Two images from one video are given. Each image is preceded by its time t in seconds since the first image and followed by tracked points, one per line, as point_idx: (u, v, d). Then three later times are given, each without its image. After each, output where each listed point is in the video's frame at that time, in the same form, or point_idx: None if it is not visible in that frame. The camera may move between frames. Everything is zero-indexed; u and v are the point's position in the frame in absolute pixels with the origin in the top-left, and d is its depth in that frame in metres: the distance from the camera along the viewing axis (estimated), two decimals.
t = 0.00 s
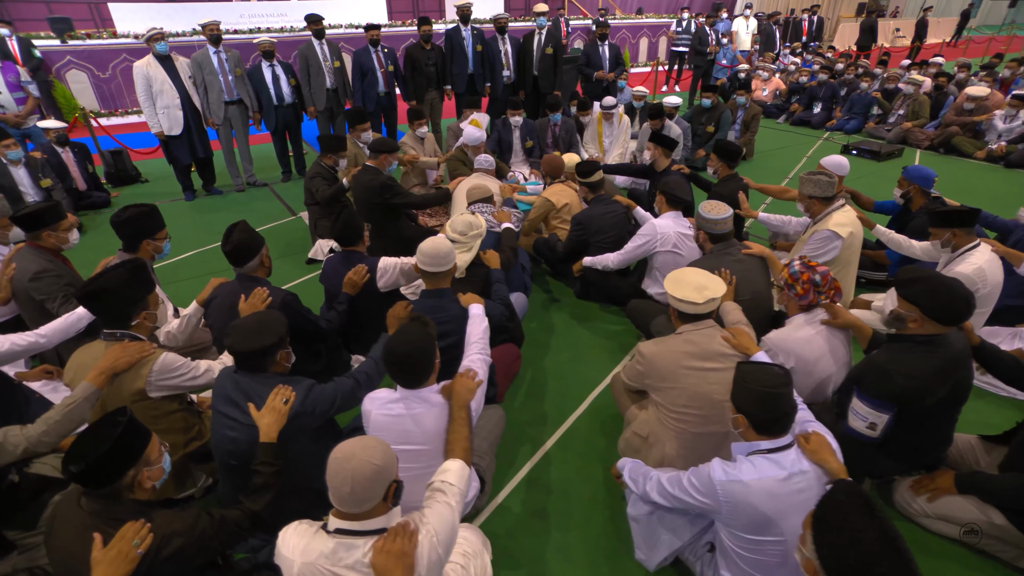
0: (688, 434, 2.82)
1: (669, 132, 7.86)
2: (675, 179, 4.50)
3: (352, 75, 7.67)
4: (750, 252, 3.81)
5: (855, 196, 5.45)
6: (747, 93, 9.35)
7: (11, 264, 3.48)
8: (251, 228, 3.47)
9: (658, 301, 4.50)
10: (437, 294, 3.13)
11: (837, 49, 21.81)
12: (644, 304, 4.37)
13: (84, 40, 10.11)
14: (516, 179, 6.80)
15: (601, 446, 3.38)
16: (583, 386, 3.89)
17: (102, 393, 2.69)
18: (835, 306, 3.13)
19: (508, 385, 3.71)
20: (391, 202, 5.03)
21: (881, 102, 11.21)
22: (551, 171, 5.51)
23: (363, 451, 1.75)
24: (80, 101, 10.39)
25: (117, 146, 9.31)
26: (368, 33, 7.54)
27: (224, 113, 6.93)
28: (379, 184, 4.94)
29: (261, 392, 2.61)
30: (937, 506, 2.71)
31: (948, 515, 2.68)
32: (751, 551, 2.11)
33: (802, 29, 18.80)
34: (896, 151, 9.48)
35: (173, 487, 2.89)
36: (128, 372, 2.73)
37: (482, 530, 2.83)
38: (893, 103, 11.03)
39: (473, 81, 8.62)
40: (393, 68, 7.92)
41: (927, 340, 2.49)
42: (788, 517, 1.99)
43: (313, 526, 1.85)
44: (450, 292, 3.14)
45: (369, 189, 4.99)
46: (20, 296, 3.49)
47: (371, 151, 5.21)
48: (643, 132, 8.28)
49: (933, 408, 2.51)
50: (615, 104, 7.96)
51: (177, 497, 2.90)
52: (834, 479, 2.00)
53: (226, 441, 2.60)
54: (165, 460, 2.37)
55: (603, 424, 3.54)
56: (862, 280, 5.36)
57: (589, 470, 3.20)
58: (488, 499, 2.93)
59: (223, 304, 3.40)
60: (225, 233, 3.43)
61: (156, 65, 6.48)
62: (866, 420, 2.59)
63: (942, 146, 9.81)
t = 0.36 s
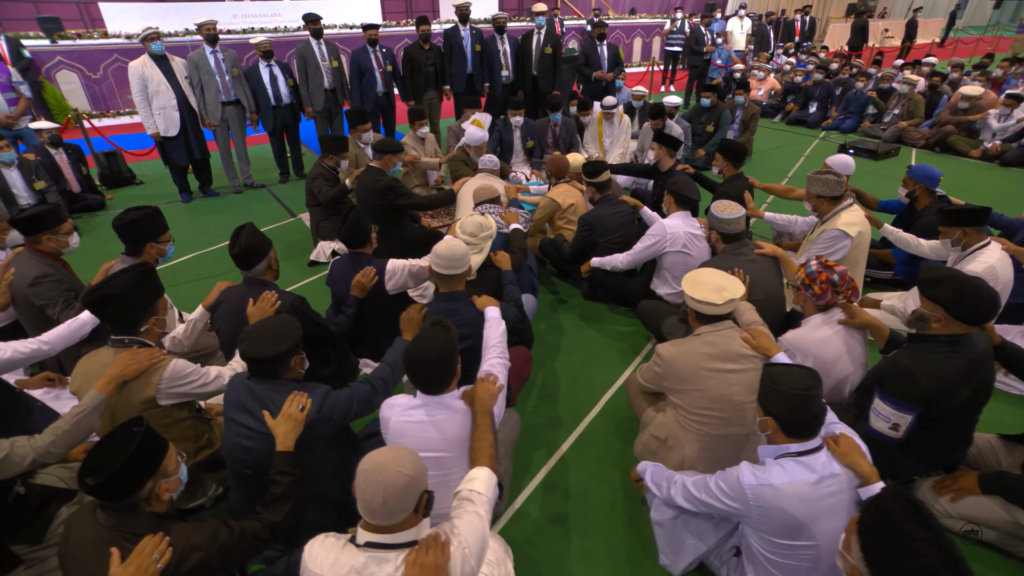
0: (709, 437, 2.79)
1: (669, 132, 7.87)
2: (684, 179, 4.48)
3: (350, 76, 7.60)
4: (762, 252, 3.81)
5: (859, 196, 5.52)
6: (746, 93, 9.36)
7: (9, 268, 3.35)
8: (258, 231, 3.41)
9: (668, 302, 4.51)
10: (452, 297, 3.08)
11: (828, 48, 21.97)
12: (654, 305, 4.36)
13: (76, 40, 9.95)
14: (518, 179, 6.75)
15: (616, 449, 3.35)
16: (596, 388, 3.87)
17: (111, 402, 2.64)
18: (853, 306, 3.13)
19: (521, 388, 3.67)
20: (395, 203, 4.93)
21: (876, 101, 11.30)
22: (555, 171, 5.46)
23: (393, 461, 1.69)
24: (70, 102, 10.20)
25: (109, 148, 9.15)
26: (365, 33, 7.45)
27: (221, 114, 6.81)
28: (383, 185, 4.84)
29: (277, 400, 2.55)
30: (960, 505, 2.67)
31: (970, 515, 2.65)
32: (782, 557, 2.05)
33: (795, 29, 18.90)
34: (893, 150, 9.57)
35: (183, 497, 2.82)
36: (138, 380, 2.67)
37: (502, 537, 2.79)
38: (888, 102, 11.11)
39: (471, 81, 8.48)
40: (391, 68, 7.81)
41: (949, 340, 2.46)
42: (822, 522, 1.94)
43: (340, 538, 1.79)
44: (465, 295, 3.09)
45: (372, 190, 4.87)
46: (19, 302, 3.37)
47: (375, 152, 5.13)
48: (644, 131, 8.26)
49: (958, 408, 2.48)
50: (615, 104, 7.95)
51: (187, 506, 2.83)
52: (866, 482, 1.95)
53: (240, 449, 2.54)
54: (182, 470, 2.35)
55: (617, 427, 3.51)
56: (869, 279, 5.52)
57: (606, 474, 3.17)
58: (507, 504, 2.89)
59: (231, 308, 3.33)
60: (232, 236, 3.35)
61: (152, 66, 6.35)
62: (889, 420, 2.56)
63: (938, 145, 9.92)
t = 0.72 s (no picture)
0: (727, 436, 2.81)
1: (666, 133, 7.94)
2: (689, 179, 4.51)
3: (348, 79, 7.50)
4: (769, 252, 3.86)
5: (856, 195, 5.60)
6: (739, 94, 9.47)
7: (11, 275, 3.25)
8: (268, 234, 3.37)
9: (676, 301, 4.55)
10: (469, 299, 3.08)
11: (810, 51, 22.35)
12: (662, 306, 4.39)
13: (67, 43, 9.80)
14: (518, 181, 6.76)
15: (632, 449, 3.36)
16: (607, 389, 3.88)
17: (126, 410, 2.59)
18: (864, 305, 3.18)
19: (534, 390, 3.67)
20: (399, 205, 4.89)
21: (863, 103, 11.50)
22: (558, 172, 5.47)
23: (433, 469, 1.66)
24: (62, 106, 10.02)
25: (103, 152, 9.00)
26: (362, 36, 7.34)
27: (219, 117, 6.73)
28: (388, 187, 4.79)
29: (296, 407, 2.52)
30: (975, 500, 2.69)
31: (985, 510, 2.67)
32: (811, 555, 2.06)
33: (780, 32, 19.17)
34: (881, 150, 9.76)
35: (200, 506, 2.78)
36: (153, 388, 2.63)
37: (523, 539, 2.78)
38: (875, 104, 11.32)
39: (468, 83, 8.41)
40: (389, 70, 7.71)
41: (966, 338, 2.50)
42: (854, 520, 1.95)
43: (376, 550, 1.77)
44: (481, 298, 3.09)
45: (376, 192, 4.83)
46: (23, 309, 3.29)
47: (377, 154, 5.06)
48: (640, 133, 8.31)
49: (974, 405, 2.52)
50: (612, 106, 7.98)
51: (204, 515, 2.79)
52: (895, 481, 1.97)
53: (258, 458, 2.51)
54: (203, 481, 2.31)
55: (631, 428, 3.53)
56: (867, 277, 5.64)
57: (624, 475, 3.18)
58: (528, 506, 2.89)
59: (242, 313, 3.30)
60: (242, 240, 3.31)
61: (148, 69, 6.26)
62: (906, 417, 2.58)
63: (923, 145, 10.14)
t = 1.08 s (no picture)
0: (746, 435, 2.86)
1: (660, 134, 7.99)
2: (692, 179, 4.55)
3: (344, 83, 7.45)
4: (775, 251, 3.91)
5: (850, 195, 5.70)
6: (728, 97, 9.60)
7: (15, 283, 3.20)
8: (279, 238, 3.34)
9: (681, 300, 4.56)
10: (485, 301, 3.08)
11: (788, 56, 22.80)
12: (668, 305, 4.44)
13: (56, 49, 9.55)
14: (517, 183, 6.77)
15: (647, 449, 3.39)
16: (619, 389, 3.91)
17: (142, 422, 2.53)
18: (873, 301, 3.25)
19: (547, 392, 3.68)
20: (403, 208, 4.85)
21: (845, 105, 11.77)
22: (559, 174, 5.46)
23: (477, 476, 1.64)
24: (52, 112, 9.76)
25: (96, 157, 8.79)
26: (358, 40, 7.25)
27: (216, 121, 6.60)
28: (392, 191, 4.75)
29: (319, 414, 2.50)
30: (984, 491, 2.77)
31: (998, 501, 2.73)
32: (839, 550, 2.10)
33: (761, 37, 19.54)
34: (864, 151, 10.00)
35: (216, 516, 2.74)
36: (170, 397, 2.59)
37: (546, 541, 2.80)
38: (856, 106, 11.59)
39: (463, 86, 8.38)
40: (385, 74, 7.61)
41: (980, 333, 2.58)
42: (883, 515, 2.00)
43: (417, 561, 1.73)
44: (498, 300, 3.10)
45: (380, 196, 4.79)
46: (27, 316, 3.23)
47: (380, 157, 5.00)
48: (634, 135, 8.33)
49: (987, 400, 2.58)
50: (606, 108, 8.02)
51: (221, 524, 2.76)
52: (922, 477, 2.01)
53: (280, 466, 2.48)
54: (228, 492, 2.27)
55: (645, 427, 3.56)
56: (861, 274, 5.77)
57: (641, 475, 3.21)
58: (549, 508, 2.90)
59: (253, 318, 3.26)
60: (253, 244, 3.27)
61: (144, 73, 6.14)
62: (921, 412, 2.67)
63: (904, 147, 10.42)
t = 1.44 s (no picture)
0: (759, 431, 2.91)
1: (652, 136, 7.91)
2: (693, 180, 4.59)
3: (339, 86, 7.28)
4: (778, 250, 3.98)
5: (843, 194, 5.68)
6: (717, 100, 9.73)
7: (18, 291, 3.15)
8: (289, 243, 3.31)
9: (683, 299, 4.62)
10: (500, 304, 3.10)
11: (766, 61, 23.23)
12: (672, 305, 4.49)
13: (46, 54, 9.38)
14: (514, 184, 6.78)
15: (659, 448, 3.44)
16: (627, 388, 3.94)
17: (161, 431, 2.50)
18: (877, 298, 3.34)
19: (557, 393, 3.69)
20: (406, 211, 4.82)
21: (827, 108, 12.02)
22: (559, 175, 5.41)
23: (518, 480, 1.62)
24: (43, 118, 9.61)
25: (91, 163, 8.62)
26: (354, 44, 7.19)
27: (212, 126, 6.52)
28: (395, 193, 4.71)
29: (339, 420, 2.48)
30: (990, 482, 2.86)
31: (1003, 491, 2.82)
32: (861, 543, 2.16)
33: (742, 42, 19.89)
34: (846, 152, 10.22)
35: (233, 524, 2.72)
36: (187, 405, 2.55)
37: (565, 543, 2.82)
38: (837, 109, 11.86)
39: (458, 90, 8.36)
40: (380, 79, 7.58)
41: (985, 330, 2.68)
42: (906, 509, 2.06)
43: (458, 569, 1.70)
44: (512, 302, 3.12)
45: (383, 199, 4.77)
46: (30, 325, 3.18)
47: (382, 160, 4.96)
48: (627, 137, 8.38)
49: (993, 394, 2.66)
50: (600, 111, 8.05)
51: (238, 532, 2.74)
52: (942, 470, 2.09)
53: (301, 474, 2.45)
54: (252, 501, 2.25)
55: (655, 427, 3.60)
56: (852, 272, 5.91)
57: (655, 473, 3.25)
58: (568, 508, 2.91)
59: (264, 323, 3.23)
60: (264, 249, 3.25)
61: (140, 79, 6.04)
62: (929, 407, 2.79)
63: (883, 148, 10.68)
